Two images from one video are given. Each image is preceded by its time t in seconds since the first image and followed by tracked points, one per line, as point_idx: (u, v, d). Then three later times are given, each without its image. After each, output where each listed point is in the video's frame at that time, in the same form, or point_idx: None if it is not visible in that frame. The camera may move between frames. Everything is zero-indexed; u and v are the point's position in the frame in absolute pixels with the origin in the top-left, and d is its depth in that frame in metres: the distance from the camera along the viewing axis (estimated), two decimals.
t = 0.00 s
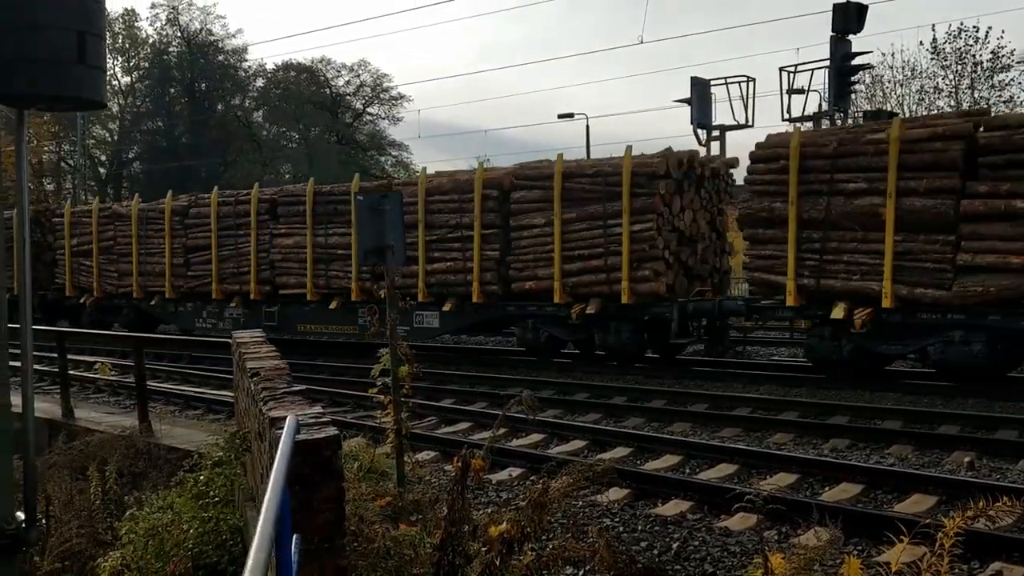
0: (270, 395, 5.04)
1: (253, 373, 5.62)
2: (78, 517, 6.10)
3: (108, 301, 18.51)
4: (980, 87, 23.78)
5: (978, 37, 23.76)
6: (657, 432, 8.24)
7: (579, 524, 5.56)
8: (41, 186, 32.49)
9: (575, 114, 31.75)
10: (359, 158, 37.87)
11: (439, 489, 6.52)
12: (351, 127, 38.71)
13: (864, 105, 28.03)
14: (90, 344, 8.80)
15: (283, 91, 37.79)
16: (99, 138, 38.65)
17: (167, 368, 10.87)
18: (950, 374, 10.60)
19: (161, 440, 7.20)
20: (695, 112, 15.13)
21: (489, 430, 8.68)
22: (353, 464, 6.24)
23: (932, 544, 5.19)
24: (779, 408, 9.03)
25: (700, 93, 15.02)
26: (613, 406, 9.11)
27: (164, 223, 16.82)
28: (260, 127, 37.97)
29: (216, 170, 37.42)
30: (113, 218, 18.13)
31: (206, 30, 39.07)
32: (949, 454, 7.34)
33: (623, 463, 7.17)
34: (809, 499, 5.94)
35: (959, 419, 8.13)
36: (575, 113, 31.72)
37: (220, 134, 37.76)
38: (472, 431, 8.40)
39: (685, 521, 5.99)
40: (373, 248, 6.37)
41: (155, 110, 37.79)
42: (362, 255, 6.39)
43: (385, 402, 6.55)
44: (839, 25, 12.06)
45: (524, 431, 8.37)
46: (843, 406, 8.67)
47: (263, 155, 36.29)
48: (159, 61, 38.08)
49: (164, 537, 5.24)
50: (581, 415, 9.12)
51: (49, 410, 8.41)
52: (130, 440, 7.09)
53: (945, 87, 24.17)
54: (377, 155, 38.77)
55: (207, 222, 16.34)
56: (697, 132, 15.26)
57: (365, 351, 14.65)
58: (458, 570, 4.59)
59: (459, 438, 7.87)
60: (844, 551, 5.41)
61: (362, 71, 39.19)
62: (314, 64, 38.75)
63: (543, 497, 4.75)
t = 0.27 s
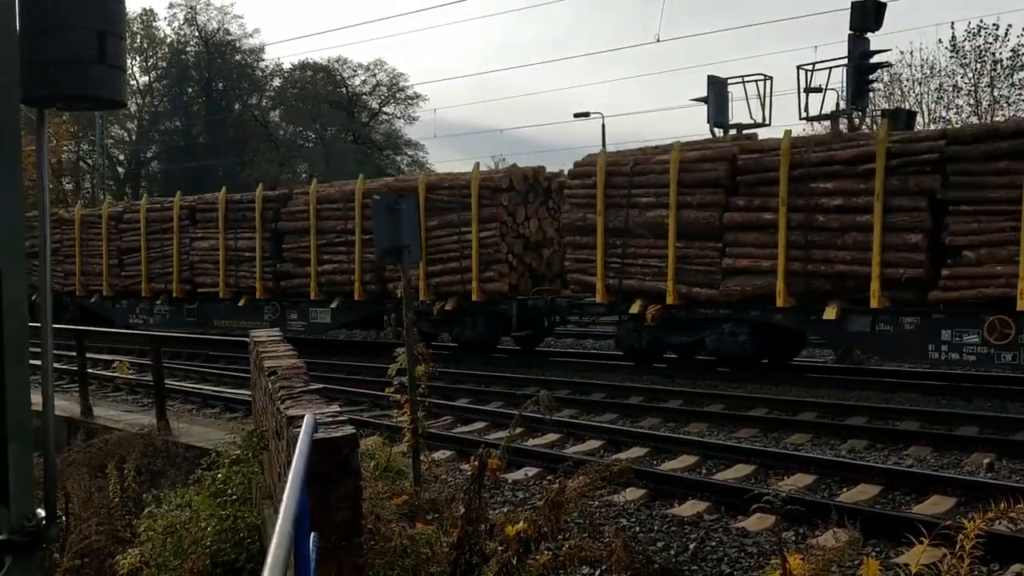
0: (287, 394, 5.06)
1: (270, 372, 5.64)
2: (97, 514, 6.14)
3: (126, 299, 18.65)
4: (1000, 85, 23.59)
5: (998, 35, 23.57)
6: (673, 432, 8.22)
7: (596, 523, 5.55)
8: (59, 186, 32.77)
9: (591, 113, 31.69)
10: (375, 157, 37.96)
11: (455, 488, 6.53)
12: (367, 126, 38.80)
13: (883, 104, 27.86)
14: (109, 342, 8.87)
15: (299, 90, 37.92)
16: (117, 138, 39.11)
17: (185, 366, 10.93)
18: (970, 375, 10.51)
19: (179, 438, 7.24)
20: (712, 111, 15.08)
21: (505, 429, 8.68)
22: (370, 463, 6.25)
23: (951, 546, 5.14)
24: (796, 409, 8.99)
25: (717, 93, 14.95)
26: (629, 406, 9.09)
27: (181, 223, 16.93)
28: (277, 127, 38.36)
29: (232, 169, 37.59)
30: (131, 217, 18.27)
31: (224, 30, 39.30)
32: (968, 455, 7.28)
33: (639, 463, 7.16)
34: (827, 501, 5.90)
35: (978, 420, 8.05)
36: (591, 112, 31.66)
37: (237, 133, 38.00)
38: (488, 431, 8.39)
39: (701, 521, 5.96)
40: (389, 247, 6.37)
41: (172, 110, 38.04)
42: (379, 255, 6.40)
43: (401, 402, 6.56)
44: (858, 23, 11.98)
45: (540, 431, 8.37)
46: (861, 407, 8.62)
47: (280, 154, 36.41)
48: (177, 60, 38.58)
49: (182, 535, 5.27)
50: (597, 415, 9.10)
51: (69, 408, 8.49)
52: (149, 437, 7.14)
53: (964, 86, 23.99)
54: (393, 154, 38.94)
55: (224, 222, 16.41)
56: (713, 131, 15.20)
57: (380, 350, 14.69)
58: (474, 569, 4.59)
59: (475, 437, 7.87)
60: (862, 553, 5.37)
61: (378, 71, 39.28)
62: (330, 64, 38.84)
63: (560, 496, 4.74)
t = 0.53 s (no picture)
0: (303, 391, 5.08)
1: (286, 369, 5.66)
2: (114, 510, 6.18)
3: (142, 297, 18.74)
4: (1018, 82, 23.41)
5: (1016, 31, 23.38)
6: (688, 430, 8.19)
7: (611, 521, 5.54)
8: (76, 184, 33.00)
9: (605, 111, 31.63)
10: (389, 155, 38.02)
11: (469, 485, 6.53)
12: (382, 125, 38.75)
13: (899, 101, 27.68)
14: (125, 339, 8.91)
15: (314, 89, 37.99)
16: (134, 135, 39.40)
17: (200, 363, 10.97)
18: (986, 374, 10.45)
19: (195, 435, 7.27)
20: (728, 109, 15.03)
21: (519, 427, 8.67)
22: (385, 460, 6.26)
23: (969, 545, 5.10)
24: (811, 407, 8.95)
25: (732, 90, 14.90)
26: (643, 404, 9.07)
27: (196, 220, 16.98)
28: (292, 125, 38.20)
29: (247, 167, 37.72)
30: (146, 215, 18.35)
31: (239, 29, 39.43)
32: (985, 454, 7.23)
33: (653, 461, 7.14)
34: (844, 499, 5.87)
35: (995, 419, 8.00)
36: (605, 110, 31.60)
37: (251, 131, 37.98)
38: (502, 428, 8.39)
39: (716, 520, 5.94)
40: (404, 245, 6.35)
41: (188, 108, 38.48)
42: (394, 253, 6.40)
43: (416, 399, 6.57)
44: (874, 20, 11.91)
45: (554, 429, 8.36)
46: (876, 405, 8.57)
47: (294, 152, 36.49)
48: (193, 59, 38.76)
49: (199, 531, 5.30)
50: (611, 413, 9.09)
51: (86, 404, 8.54)
52: (165, 434, 7.18)
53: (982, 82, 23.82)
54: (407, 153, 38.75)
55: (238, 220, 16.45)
56: (728, 129, 15.14)
57: (394, 347, 14.72)
58: (490, 566, 4.60)
59: (490, 435, 7.88)
60: (879, 551, 5.34)
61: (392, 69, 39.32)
62: (344, 62, 38.89)
63: (575, 494, 4.73)
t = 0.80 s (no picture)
0: (316, 390, 5.08)
1: (299, 368, 5.67)
2: (128, 509, 6.20)
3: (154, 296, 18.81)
4: None
5: None
6: (700, 431, 8.17)
7: (623, 522, 5.53)
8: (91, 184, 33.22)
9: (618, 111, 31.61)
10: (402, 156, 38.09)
11: (481, 486, 6.53)
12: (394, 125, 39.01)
13: (913, 100, 27.54)
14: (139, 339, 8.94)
15: (327, 89, 38.11)
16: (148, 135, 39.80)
17: (213, 363, 11.01)
18: (1001, 375, 10.38)
19: (208, 434, 7.29)
20: (741, 109, 15.00)
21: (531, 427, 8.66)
22: (397, 460, 6.27)
23: (983, 548, 5.06)
24: (824, 408, 8.91)
25: (745, 90, 14.85)
26: (655, 405, 9.05)
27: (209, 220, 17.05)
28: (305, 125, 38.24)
29: (260, 167, 37.84)
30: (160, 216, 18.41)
31: (252, 30, 39.56)
32: (999, 456, 7.18)
33: (666, 462, 7.12)
34: (858, 501, 5.84)
35: (1010, 421, 7.94)
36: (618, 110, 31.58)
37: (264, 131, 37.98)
38: (513, 429, 8.39)
39: (728, 521, 5.92)
40: (416, 245, 6.37)
41: (201, 109, 38.59)
42: (406, 253, 6.41)
43: (428, 399, 6.56)
44: (888, 19, 11.85)
45: (566, 429, 8.35)
46: (889, 407, 8.53)
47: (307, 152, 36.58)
48: (206, 59, 38.90)
49: (212, 530, 5.33)
50: (623, 413, 9.08)
51: (100, 403, 8.58)
52: (178, 433, 7.20)
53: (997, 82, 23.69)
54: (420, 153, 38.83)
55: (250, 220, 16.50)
56: (741, 129, 15.10)
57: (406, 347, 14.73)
58: (502, 566, 4.61)
59: (502, 435, 7.88)
60: (893, 554, 5.31)
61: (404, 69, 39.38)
62: (357, 63, 39.02)
63: (588, 495, 4.72)
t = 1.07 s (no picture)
0: (328, 389, 5.10)
1: (311, 367, 5.68)
2: (141, 507, 6.24)
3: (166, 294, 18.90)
4: None
5: None
6: (712, 431, 8.15)
7: (634, 522, 5.52)
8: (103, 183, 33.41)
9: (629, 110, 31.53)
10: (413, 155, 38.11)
11: (492, 485, 6.53)
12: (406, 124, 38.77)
13: (927, 100, 27.37)
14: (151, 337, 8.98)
15: (339, 88, 38.16)
16: (161, 135, 40.07)
17: (225, 361, 11.05)
18: (1015, 376, 10.31)
19: (220, 432, 7.31)
20: (754, 108, 14.95)
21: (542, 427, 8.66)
22: (408, 459, 6.28)
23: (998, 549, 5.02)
24: (837, 409, 8.88)
25: (757, 88, 14.80)
26: (666, 404, 9.03)
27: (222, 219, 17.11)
28: (317, 125, 38.32)
29: (273, 166, 37.96)
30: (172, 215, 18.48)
31: (265, 29, 39.68)
32: (1014, 457, 7.13)
33: (677, 462, 7.10)
34: (871, 502, 5.81)
35: None
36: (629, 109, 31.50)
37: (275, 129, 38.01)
38: (525, 428, 8.39)
39: (740, 521, 5.90)
40: (428, 244, 6.38)
41: (213, 108, 38.78)
42: (417, 252, 6.42)
43: (440, 398, 6.57)
44: (902, 18, 11.78)
45: (577, 428, 8.34)
46: (902, 407, 8.48)
47: (319, 152, 36.64)
48: (219, 59, 39.03)
49: (223, 528, 5.35)
50: (634, 413, 9.06)
51: (113, 401, 8.63)
52: (190, 432, 7.22)
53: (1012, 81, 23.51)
54: (431, 152, 38.77)
55: (262, 218, 16.56)
56: (753, 128, 15.04)
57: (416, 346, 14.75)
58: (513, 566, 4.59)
59: (513, 434, 7.88)
60: (906, 555, 5.28)
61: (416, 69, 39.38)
62: (368, 62, 38.95)
63: (599, 495, 4.72)
